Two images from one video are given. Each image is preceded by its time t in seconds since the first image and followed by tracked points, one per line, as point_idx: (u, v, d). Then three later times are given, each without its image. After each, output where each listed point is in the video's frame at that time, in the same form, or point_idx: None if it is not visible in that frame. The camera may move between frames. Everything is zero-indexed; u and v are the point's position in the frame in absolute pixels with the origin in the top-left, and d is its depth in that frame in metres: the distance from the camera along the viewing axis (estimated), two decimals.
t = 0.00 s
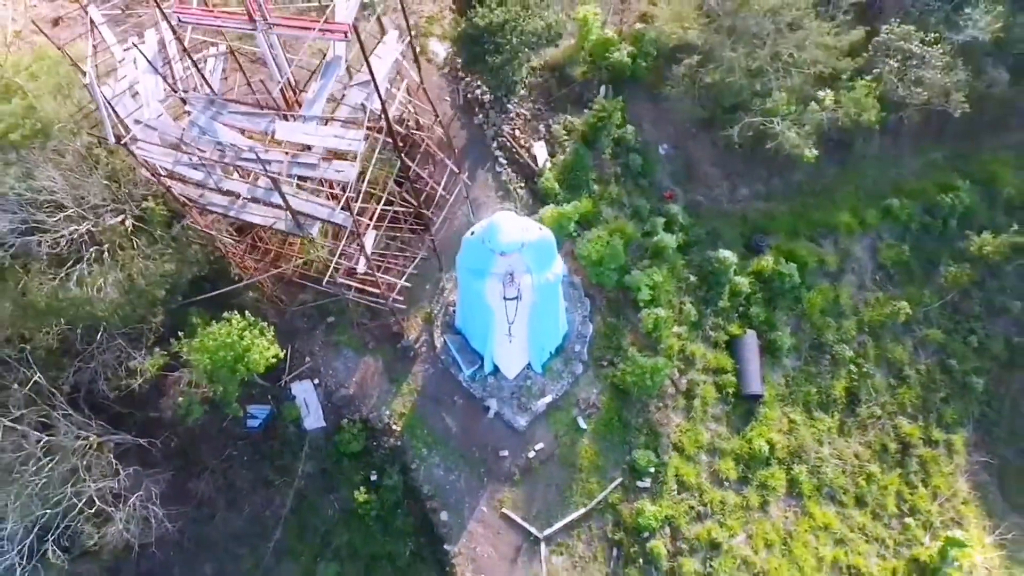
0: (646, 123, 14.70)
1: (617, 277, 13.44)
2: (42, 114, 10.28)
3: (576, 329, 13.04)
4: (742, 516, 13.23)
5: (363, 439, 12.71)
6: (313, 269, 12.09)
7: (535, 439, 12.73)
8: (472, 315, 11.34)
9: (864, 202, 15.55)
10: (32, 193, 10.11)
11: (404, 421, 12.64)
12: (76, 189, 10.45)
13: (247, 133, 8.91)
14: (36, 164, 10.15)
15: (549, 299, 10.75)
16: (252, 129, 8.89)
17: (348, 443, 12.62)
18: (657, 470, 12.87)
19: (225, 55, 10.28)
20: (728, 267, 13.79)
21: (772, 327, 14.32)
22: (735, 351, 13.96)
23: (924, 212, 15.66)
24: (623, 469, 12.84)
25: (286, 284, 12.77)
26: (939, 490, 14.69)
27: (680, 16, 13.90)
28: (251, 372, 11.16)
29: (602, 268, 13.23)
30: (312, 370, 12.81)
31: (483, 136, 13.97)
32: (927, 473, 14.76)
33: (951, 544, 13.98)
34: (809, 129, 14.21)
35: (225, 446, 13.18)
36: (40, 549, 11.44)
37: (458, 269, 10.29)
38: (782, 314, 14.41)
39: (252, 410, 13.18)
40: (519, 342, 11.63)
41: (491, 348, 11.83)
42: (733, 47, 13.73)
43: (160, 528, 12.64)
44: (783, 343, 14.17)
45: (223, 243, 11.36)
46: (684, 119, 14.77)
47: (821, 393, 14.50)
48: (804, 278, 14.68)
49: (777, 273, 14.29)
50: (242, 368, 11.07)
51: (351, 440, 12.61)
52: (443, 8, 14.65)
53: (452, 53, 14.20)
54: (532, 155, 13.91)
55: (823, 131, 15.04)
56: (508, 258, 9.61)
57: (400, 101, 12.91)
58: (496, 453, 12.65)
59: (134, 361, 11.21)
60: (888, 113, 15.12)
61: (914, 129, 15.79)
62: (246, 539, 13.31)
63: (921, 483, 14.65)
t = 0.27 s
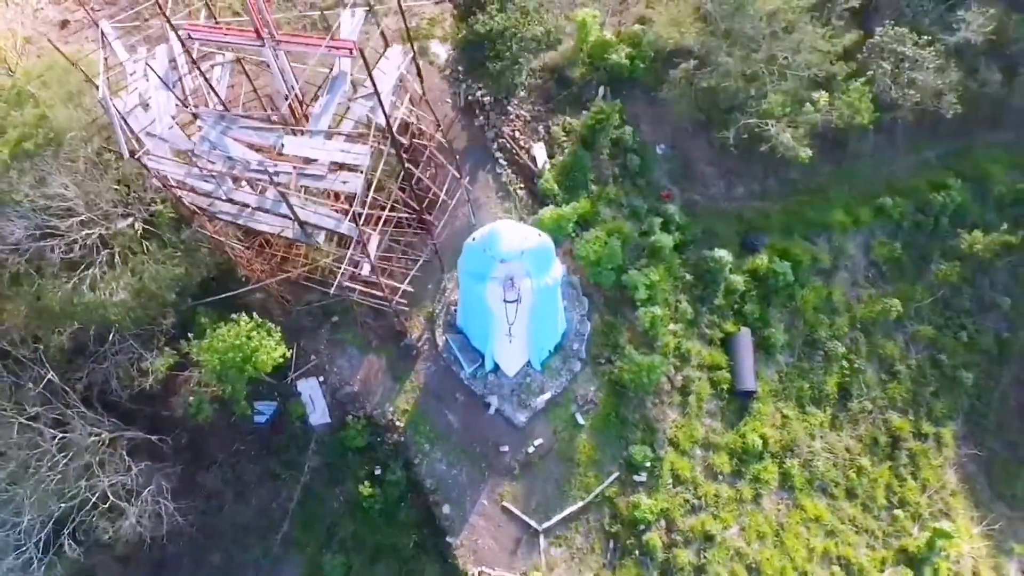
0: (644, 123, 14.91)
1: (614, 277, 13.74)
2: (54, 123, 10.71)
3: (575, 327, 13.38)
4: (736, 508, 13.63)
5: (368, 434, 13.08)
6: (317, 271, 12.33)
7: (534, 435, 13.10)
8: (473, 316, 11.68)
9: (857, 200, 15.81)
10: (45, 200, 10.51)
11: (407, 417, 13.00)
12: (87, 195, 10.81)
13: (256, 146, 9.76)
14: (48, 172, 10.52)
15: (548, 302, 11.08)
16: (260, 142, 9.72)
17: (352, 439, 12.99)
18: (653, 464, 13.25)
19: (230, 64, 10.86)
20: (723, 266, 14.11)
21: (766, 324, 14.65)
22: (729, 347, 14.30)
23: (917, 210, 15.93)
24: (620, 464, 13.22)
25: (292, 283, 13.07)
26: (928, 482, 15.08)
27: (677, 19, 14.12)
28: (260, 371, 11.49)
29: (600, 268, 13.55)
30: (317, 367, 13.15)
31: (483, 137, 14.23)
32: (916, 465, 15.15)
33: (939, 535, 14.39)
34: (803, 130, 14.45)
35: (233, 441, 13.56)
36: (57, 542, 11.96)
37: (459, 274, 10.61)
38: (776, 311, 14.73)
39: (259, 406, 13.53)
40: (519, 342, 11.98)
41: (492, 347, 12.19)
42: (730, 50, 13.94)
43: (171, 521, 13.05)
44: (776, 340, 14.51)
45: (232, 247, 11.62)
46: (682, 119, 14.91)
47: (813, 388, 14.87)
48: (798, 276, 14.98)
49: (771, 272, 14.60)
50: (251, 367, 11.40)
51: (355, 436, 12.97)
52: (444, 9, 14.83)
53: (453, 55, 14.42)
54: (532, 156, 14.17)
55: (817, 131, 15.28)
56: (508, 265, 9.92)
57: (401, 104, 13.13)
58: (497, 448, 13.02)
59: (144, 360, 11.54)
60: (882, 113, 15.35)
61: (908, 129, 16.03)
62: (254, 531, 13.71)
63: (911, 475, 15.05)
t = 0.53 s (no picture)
0: (641, 124, 15.17)
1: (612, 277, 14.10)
2: (67, 133, 11.08)
3: (574, 327, 13.79)
4: (729, 502, 14.07)
5: (372, 431, 13.49)
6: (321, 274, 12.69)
7: (534, 431, 13.51)
8: (474, 318, 12.07)
9: (850, 200, 16.10)
10: (59, 208, 10.89)
11: (410, 414, 13.40)
12: (101, 203, 11.20)
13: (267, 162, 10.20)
14: (63, 180, 10.92)
15: (547, 305, 11.47)
16: (271, 158, 10.18)
17: (357, 435, 13.41)
18: (648, 459, 13.67)
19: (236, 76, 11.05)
20: (717, 266, 14.47)
21: (760, 322, 15.02)
22: (724, 345, 14.69)
23: (909, 210, 16.25)
24: (617, 459, 13.64)
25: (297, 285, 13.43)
26: (917, 475, 15.51)
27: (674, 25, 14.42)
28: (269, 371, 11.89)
29: (598, 268, 13.91)
30: (323, 366, 13.54)
31: (484, 140, 14.53)
32: (905, 459, 15.58)
33: (926, 526, 14.83)
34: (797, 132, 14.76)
35: (241, 437, 13.98)
36: (73, 537, 12.42)
37: (461, 279, 10.99)
38: (770, 310, 15.11)
39: (266, 402, 13.91)
40: (518, 342, 12.38)
41: (492, 347, 12.58)
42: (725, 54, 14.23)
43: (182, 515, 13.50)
44: (770, 338, 14.89)
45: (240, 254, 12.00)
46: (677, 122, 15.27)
47: (805, 384, 15.28)
48: (792, 275, 15.34)
49: (765, 271, 14.96)
50: (260, 368, 11.80)
51: (360, 433, 13.39)
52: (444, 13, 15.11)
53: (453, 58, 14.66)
54: (531, 158, 14.49)
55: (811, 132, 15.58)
56: (509, 271, 10.31)
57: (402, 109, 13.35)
58: (497, 444, 13.44)
59: (156, 361, 11.94)
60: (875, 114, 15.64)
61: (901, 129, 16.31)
62: (262, 524, 14.16)
63: (900, 469, 15.48)
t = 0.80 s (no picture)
0: (638, 125, 15.43)
1: (609, 277, 14.43)
2: (79, 142, 11.47)
3: (572, 326, 14.16)
4: (722, 495, 14.47)
5: (376, 427, 13.88)
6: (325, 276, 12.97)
7: (533, 428, 13.90)
8: (475, 320, 12.46)
9: (844, 199, 16.39)
10: (73, 215, 11.37)
11: (412, 411, 13.78)
12: (112, 209, 11.60)
13: (274, 175, 10.89)
14: (75, 189, 11.37)
15: (546, 308, 11.88)
16: (279, 172, 10.89)
17: (361, 432, 13.80)
18: (644, 455, 14.06)
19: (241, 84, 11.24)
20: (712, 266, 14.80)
21: (754, 320, 15.38)
22: (718, 343, 15.05)
23: (901, 209, 16.54)
24: (614, 455, 14.04)
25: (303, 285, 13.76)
26: (906, 469, 15.92)
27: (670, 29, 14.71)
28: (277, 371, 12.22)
29: (595, 269, 14.24)
30: (327, 365, 13.90)
31: (484, 143, 14.82)
32: (895, 453, 15.98)
33: (914, 519, 15.25)
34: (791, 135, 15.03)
35: (248, 433, 14.37)
36: (87, 531, 13.03)
37: (463, 283, 11.38)
38: (764, 308, 15.46)
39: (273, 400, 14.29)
40: (518, 343, 12.77)
41: (493, 348, 12.98)
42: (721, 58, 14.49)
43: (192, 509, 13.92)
44: (763, 336, 15.25)
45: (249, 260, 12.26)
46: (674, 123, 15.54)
47: (798, 381, 15.66)
48: (785, 274, 15.67)
49: (758, 271, 15.31)
50: (268, 368, 12.14)
51: (364, 429, 13.79)
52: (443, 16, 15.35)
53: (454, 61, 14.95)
54: (530, 161, 14.78)
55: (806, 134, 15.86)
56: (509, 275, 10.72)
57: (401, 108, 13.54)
58: (497, 440, 13.84)
59: (166, 362, 12.31)
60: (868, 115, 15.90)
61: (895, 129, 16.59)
62: (269, 517, 14.59)
63: (890, 462, 15.90)
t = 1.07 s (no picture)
0: (636, 127, 15.73)
1: (607, 278, 14.78)
2: (91, 150, 11.87)
3: (570, 326, 14.53)
4: (716, 490, 14.89)
5: (380, 424, 14.28)
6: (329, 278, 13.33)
7: (532, 425, 14.30)
8: (476, 322, 12.87)
9: (837, 199, 16.70)
10: (86, 222, 11.78)
11: (415, 409, 14.17)
12: (123, 216, 12.01)
13: (281, 188, 11.61)
14: (88, 197, 11.79)
15: (544, 311, 12.29)
16: (286, 185, 11.62)
17: (365, 428, 14.20)
18: (641, 451, 14.47)
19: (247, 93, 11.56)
20: (707, 267, 15.14)
21: (748, 319, 15.74)
22: (713, 341, 15.42)
23: (893, 208, 16.85)
24: (611, 450, 14.44)
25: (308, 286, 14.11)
26: (896, 463, 16.33)
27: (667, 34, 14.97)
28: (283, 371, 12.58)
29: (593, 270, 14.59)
30: (332, 363, 14.28)
31: (485, 146, 15.11)
32: (885, 447, 16.39)
33: (903, 512, 15.67)
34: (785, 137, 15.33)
35: (255, 429, 14.77)
36: (101, 525, 13.47)
37: (465, 287, 11.79)
38: (758, 307, 15.82)
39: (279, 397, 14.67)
40: (518, 345, 13.17)
41: (493, 349, 13.39)
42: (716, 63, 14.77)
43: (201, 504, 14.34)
44: (757, 334, 15.62)
45: (256, 265, 12.62)
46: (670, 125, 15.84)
47: (791, 378, 16.04)
48: (779, 273, 16.01)
49: (753, 270, 15.66)
50: (275, 369, 12.49)
51: (368, 426, 14.19)
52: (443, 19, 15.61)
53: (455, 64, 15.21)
54: (529, 163, 15.09)
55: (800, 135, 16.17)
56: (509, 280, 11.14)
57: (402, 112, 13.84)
58: (498, 437, 14.24)
59: (176, 363, 12.72)
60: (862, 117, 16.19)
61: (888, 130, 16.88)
62: (276, 511, 15.02)
63: (880, 457, 16.31)
